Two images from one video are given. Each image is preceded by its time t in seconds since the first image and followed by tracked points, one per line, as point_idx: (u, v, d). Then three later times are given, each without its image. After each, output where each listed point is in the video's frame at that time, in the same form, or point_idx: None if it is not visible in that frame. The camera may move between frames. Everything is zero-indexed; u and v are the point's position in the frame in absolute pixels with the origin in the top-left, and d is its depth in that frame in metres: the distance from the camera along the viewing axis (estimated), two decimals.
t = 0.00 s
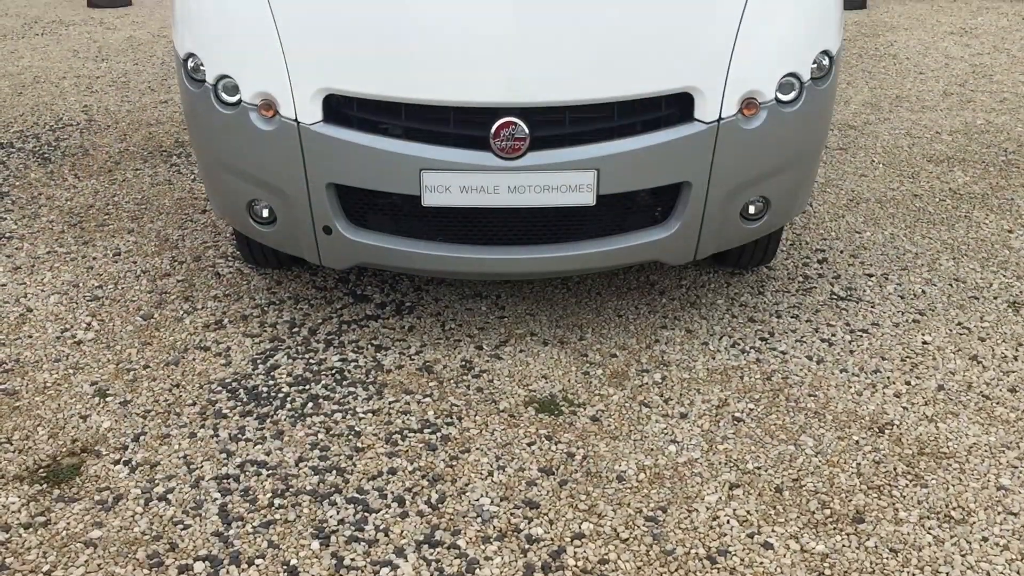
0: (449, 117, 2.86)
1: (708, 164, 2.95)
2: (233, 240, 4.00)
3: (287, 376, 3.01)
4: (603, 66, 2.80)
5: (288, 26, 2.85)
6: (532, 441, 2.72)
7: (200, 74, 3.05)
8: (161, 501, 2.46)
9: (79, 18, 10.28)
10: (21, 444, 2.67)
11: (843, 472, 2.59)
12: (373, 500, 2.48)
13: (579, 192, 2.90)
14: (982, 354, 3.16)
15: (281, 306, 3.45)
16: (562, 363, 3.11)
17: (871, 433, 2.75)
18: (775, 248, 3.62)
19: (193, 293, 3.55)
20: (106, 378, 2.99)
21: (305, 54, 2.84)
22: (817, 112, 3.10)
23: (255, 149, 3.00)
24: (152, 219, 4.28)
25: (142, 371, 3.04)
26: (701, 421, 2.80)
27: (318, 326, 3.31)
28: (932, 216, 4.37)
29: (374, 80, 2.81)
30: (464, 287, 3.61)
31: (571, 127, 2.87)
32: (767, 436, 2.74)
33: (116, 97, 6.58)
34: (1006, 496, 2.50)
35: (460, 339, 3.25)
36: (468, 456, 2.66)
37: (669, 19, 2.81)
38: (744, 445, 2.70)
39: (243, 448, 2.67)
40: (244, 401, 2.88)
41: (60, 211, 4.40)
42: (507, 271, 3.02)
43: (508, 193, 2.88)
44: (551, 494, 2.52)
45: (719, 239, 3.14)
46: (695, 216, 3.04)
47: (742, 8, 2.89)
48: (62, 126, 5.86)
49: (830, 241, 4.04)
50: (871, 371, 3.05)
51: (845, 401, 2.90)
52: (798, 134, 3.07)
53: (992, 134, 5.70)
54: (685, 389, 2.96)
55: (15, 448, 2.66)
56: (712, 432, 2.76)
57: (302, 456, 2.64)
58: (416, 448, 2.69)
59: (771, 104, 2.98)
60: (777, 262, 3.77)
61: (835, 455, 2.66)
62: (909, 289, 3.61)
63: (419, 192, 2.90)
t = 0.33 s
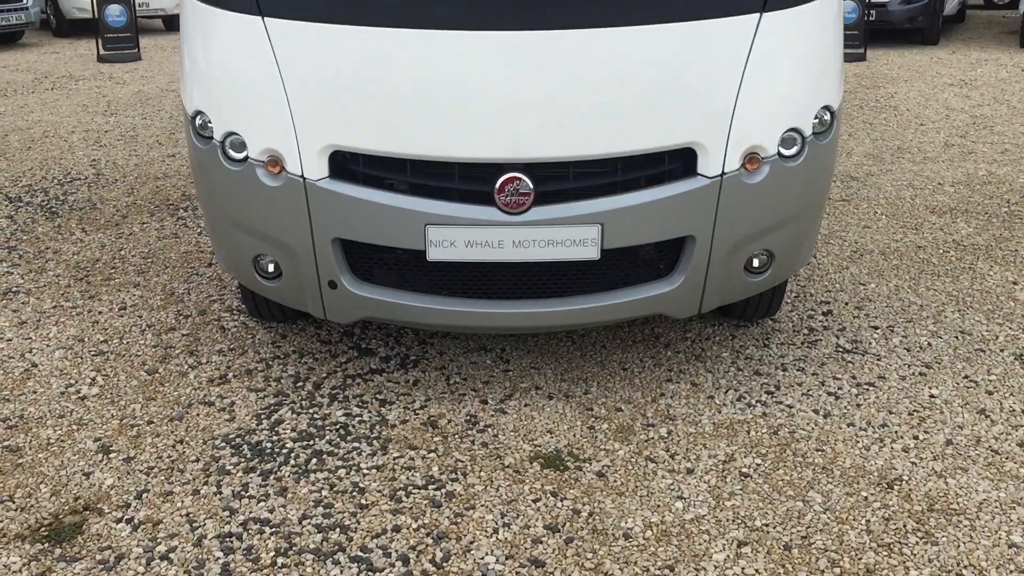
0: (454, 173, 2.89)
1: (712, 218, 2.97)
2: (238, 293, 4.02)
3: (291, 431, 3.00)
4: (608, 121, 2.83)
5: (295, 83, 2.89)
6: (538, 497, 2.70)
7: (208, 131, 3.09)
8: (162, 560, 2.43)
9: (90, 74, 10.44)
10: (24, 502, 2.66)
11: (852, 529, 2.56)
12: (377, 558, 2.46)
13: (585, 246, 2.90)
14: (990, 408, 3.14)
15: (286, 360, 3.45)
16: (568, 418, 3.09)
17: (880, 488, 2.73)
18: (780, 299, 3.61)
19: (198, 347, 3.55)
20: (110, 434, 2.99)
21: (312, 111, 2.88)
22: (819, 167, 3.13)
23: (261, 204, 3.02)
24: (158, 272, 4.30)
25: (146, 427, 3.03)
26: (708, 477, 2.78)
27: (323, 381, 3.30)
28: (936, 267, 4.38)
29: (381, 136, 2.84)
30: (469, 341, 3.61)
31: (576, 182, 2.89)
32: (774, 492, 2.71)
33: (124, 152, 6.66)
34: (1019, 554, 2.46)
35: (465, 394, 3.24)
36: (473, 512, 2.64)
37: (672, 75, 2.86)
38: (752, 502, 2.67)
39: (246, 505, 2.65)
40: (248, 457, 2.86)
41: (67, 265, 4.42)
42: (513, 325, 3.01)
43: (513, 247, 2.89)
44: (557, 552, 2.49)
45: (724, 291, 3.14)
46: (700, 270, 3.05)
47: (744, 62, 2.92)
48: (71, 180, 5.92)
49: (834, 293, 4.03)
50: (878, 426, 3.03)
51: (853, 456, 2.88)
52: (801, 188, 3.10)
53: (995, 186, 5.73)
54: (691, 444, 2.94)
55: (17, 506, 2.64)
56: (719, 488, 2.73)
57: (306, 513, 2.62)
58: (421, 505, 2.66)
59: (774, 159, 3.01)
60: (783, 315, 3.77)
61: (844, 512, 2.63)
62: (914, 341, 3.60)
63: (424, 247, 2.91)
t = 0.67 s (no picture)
0: (457, 228, 2.91)
1: (715, 272, 2.98)
2: (241, 347, 4.02)
3: (293, 487, 2.98)
4: (610, 177, 2.86)
5: (300, 140, 2.92)
6: (542, 554, 2.67)
7: (214, 186, 3.13)
8: None
9: (98, 127, 10.57)
10: (23, 561, 2.63)
11: None
12: None
13: (588, 301, 2.91)
14: (997, 463, 3.12)
15: (288, 415, 3.44)
16: (571, 473, 3.07)
17: (888, 546, 2.69)
18: (785, 352, 3.60)
19: (200, 402, 3.54)
20: (110, 491, 2.97)
21: (318, 168, 2.91)
22: (820, 221, 3.14)
23: (265, 259, 3.04)
24: (162, 326, 4.31)
25: (147, 483, 3.01)
26: (714, 534, 2.74)
27: (325, 435, 3.29)
28: (939, 320, 4.38)
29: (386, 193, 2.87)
30: (472, 395, 3.60)
31: (578, 237, 2.91)
32: (781, 550, 2.68)
33: (130, 205, 6.72)
34: None
35: (469, 448, 3.22)
36: (476, 570, 2.60)
37: (673, 131, 2.88)
38: (758, 559, 2.64)
39: (247, 563, 2.62)
40: (249, 513, 2.84)
41: (71, 319, 4.44)
42: (516, 379, 3.01)
43: (516, 301, 2.90)
44: None
45: (727, 345, 3.14)
46: (704, 324, 3.05)
47: (745, 118, 2.94)
48: (76, 233, 5.96)
49: (838, 346, 4.03)
50: (885, 481, 3.01)
51: (860, 512, 2.85)
52: (802, 243, 3.11)
53: (996, 237, 5.75)
54: (696, 500, 2.91)
55: (15, 565, 2.61)
56: (725, 545, 2.70)
57: (307, 572, 2.59)
58: (423, 563, 2.63)
59: (776, 214, 3.03)
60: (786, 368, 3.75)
61: (851, 570, 2.60)
62: (919, 395, 3.59)
63: (427, 301, 2.92)
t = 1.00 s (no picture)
0: (457, 278, 2.92)
1: (716, 322, 2.98)
2: (241, 396, 4.01)
3: (291, 539, 2.95)
4: (610, 228, 2.88)
5: (303, 191, 2.94)
6: None
7: (216, 236, 3.15)
8: None
9: (102, 175, 10.67)
10: None
11: None
12: None
13: (588, 351, 2.91)
14: (1002, 515, 3.09)
15: (287, 465, 3.42)
16: (572, 525, 3.04)
17: None
18: (786, 402, 3.59)
19: (199, 452, 3.52)
20: (107, 542, 2.94)
21: (320, 217, 2.93)
22: (820, 272, 3.16)
23: (265, 308, 3.05)
24: (162, 374, 4.31)
25: (144, 535, 2.98)
26: None
27: (324, 486, 3.26)
28: (940, 370, 4.37)
29: (386, 242, 2.88)
30: (472, 445, 3.58)
31: (579, 287, 2.92)
32: None
33: (132, 253, 6.75)
34: None
35: (469, 499, 3.20)
36: None
37: (673, 182, 2.91)
38: None
39: None
40: (247, 566, 2.81)
41: (71, 368, 4.43)
42: (516, 429, 2.99)
43: (517, 351, 2.90)
44: None
45: (728, 395, 3.13)
46: (705, 374, 3.05)
47: (744, 169, 2.97)
48: (78, 282, 5.98)
49: (839, 395, 4.02)
50: (888, 533, 2.98)
51: (864, 565, 2.82)
52: (802, 293, 3.12)
53: (996, 286, 5.76)
54: (698, 553, 2.88)
55: None
56: None
57: None
58: None
59: (776, 264, 3.04)
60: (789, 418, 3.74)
61: None
62: (922, 445, 3.57)
63: (428, 351, 2.92)
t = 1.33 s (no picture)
0: (457, 322, 2.92)
1: (716, 367, 2.97)
2: (240, 440, 3.99)
3: None
4: (610, 273, 2.88)
5: (304, 235, 2.96)
6: None
7: (217, 280, 3.15)
8: None
9: (105, 218, 10.72)
10: None
11: None
12: None
13: (588, 395, 2.90)
14: (1007, 564, 3.05)
15: (285, 510, 3.39)
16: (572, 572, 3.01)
17: None
18: (787, 448, 3.58)
19: (197, 497, 3.50)
20: None
21: (321, 262, 2.94)
22: (820, 317, 3.16)
23: (265, 352, 3.04)
24: (161, 418, 4.29)
25: None
26: None
27: (322, 531, 3.24)
28: (943, 415, 4.35)
29: (387, 286, 2.89)
30: (472, 490, 3.56)
31: (579, 332, 2.92)
32: None
33: (134, 296, 6.76)
34: None
35: (468, 545, 3.17)
36: None
37: (672, 227, 2.92)
38: None
39: None
40: None
41: (69, 411, 4.41)
42: (515, 474, 2.97)
43: (517, 395, 2.89)
44: None
45: (728, 441, 3.11)
46: (706, 419, 3.03)
47: (743, 214, 2.98)
48: (78, 324, 5.99)
49: (841, 441, 4.00)
50: None
51: None
52: (802, 339, 3.12)
53: (997, 332, 5.76)
54: None
55: None
56: None
57: None
58: None
59: (776, 309, 3.05)
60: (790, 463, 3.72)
61: None
62: (925, 492, 3.54)
63: (427, 395, 2.91)
